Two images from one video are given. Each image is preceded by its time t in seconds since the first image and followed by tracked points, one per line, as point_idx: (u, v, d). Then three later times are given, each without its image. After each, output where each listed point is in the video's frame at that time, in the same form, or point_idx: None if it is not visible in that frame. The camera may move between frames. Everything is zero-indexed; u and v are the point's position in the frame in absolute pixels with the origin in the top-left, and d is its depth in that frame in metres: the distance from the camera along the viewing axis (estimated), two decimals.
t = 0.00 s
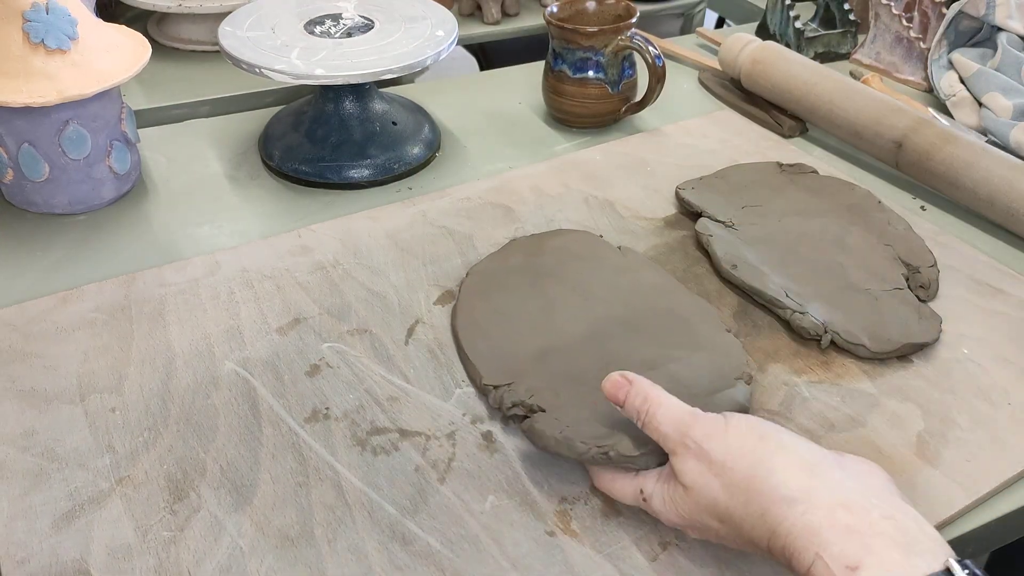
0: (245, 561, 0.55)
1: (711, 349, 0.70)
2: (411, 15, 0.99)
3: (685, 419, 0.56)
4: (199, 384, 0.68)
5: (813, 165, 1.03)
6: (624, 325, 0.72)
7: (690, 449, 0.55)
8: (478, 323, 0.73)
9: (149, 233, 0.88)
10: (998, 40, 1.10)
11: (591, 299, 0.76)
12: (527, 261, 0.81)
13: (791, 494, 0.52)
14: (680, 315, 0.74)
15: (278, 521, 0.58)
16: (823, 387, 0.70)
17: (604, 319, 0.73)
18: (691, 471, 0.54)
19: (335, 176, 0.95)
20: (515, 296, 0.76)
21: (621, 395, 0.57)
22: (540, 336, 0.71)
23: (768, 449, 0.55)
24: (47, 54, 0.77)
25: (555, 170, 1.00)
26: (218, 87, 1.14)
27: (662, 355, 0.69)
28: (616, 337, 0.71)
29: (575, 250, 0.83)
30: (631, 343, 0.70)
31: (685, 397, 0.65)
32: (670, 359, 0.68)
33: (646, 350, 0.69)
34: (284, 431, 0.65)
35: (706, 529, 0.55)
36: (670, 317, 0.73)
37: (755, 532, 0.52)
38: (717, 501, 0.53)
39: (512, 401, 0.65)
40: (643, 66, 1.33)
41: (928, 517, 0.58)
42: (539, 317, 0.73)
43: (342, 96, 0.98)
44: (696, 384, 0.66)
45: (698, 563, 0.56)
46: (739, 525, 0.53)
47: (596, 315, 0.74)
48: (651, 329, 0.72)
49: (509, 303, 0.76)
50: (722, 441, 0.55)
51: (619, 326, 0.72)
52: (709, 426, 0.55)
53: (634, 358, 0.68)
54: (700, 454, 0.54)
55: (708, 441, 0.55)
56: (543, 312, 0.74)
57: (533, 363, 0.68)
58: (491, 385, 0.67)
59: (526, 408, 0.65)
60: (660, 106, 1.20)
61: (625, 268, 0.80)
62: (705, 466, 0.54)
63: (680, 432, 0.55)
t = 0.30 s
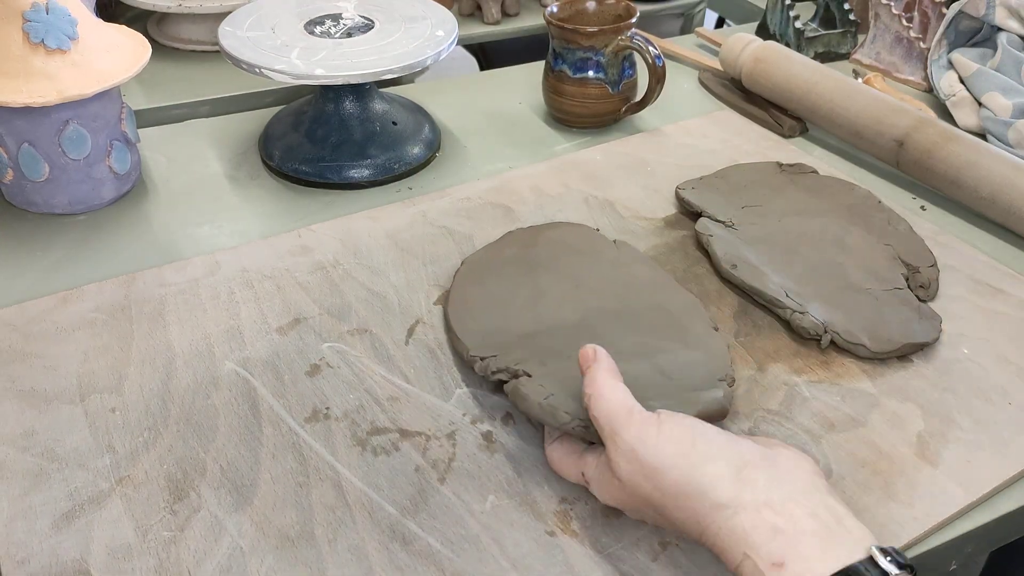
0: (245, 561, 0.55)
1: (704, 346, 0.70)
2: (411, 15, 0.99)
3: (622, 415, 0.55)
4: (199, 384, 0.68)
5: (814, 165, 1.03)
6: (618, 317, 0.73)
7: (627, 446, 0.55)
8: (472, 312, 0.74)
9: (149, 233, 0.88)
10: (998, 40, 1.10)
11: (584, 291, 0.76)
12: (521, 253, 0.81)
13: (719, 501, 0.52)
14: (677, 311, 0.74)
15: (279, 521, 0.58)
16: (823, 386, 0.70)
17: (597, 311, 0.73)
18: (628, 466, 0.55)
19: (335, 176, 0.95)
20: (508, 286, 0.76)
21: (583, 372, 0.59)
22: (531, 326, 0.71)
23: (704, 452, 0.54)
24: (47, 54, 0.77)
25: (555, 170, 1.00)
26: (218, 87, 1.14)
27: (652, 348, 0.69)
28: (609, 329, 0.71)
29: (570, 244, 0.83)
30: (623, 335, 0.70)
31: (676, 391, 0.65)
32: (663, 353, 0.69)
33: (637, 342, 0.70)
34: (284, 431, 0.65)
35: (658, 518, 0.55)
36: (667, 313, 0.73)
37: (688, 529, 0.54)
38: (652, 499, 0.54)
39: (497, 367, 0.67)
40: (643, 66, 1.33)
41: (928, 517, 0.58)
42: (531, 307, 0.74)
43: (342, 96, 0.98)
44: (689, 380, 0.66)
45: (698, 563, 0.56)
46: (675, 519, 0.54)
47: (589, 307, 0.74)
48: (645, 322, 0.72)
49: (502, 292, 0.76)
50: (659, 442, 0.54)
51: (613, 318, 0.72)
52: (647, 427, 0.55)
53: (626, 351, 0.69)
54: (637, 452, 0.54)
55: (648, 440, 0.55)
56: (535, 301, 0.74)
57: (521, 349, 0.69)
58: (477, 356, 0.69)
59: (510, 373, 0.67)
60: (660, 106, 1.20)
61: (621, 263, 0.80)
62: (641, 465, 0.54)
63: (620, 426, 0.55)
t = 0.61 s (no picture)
0: (245, 561, 0.55)
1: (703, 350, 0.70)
2: (411, 15, 0.99)
3: (732, 408, 0.46)
4: (199, 384, 0.68)
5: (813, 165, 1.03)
6: (619, 326, 0.73)
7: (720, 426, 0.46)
8: (473, 322, 0.74)
9: (149, 233, 0.88)
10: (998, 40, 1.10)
11: (584, 300, 0.76)
12: (520, 263, 0.81)
13: (836, 552, 0.40)
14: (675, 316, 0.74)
15: (279, 521, 0.58)
16: (823, 387, 0.70)
17: (599, 320, 0.74)
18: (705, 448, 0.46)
19: (335, 176, 0.95)
20: (510, 298, 0.77)
21: (672, 355, 0.47)
22: (537, 340, 0.72)
23: (825, 489, 0.43)
24: (47, 54, 0.77)
25: (555, 170, 1.00)
26: (218, 87, 1.14)
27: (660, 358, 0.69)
28: (611, 338, 0.72)
29: (568, 250, 0.83)
30: (626, 344, 0.71)
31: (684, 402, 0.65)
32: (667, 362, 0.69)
33: (643, 351, 0.70)
34: (284, 431, 0.65)
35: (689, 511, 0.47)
36: (666, 318, 0.74)
37: None
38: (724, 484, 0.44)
39: (529, 409, 0.65)
40: (643, 66, 1.33)
41: (928, 517, 0.58)
42: (535, 320, 0.74)
43: (342, 96, 0.98)
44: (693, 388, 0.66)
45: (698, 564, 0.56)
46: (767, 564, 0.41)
47: (589, 315, 0.74)
48: (647, 329, 0.73)
49: (505, 305, 0.76)
50: (765, 444, 0.45)
51: (613, 327, 0.73)
52: (756, 421, 0.46)
53: (631, 361, 0.69)
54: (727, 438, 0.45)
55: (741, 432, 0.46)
56: (539, 313, 0.75)
57: (534, 367, 0.69)
58: (503, 393, 0.67)
59: (543, 415, 0.65)
60: (660, 106, 1.20)
61: (618, 267, 0.81)
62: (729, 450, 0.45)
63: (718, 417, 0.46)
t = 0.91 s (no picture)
0: (245, 561, 0.55)
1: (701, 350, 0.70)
2: (410, 15, 0.99)
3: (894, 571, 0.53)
4: (199, 384, 0.68)
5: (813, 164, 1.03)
6: (619, 326, 0.73)
7: None
8: (473, 322, 0.74)
9: (149, 233, 0.88)
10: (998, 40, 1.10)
11: (584, 300, 0.76)
12: (520, 263, 0.81)
13: None
14: (675, 316, 0.74)
15: (278, 521, 0.58)
16: (824, 387, 0.70)
17: (599, 321, 0.74)
18: None
19: (335, 176, 0.95)
20: (510, 299, 0.77)
21: None
22: (539, 341, 0.72)
23: None
24: (47, 54, 0.77)
25: (555, 170, 1.00)
26: (218, 87, 1.14)
27: (661, 360, 0.69)
28: (612, 338, 0.72)
29: (567, 250, 0.83)
30: (626, 344, 0.71)
31: (684, 404, 0.65)
32: (667, 363, 0.69)
33: (644, 352, 0.70)
34: (284, 431, 0.65)
35: None
36: (665, 318, 0.74)
37: None
38: None
39: (530, 419, 0.65)
40: (643, 66, 1.33)
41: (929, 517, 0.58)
42: (535, 320, 0.74)
43: (342, 96, 0.98)
44: (694, 389, 0.66)
45: (698, 564, 0.56)
46: None
47: (590, 314, 0.75)
48: (646, 330, 0.73)
49: (505, 306, 0.76)
50: None
51: (614, 326, 0.73)
52: None
53: (631, 361, 0.69)
54: None
55: None
56: (539, 314, 0.75)
57: (535, 368, 0.69)
58: (503, 396, 0.67)
59: (543, 427, 0.64)
60: (660, 106, 1.20)
61: (617, 266, 0.81)
62: None
63: None
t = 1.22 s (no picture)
0: (245, 561, 0.55)
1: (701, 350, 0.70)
2: (410, 15, 0.99)
3: None
4: (200, 384, 0.68)
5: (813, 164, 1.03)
6: (619, 326, 0.73)
7: None
8: (473, 322, 0.74)
9: (149, 233, 0.88)
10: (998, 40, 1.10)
11: (584, 300, 0.76)
12: (520, 263, 0.81)
13: None
14: (675, 316, 0.74)
15: (279, 521, 0.58)
16: (824, 387, 0.70)
17: (599, 321, 0.74)
18: None
19: (335, 176, 0.95)
20: (510, 299, 0.77)
21: None
22: (538, 341, 0.72)
23: None
24: (47, 54, 0.77)
25: (555, 170, 1.00)
26: (218, 87, 1.14)
27: (661, 360, 0.69)
28: (612, 338, 0.72)
29: (566, 250, 0.83)
30: (627, 344, 0.71)
31: (685, 404, 0.65)
32: (668, 363, 0.69)
33: (644, 352, 0.70)
34: (284, 431, 0.65)
35: None
36: (665, 318, 0.74)
37: None
38: None
39: (530, 419, 0.65)
40: (643, 66, 1.33)
41: (929, 517, 0.58)
42: (535, 320, 0.74)
43: (342, 97, 0.98)
44: (694, 390, 0.67)
45: (699, 564, 0.56)
46: None
47: (589, 315, 0.75)
48: (646, 330, 0.73)
49: (505, 306, 0.76)
50: None
51: (614, 327, 0.73)
52: None
53: (631, 362, 0.69)
54: None
55: None
56: (539, 314, 0.75)
57: (536, 368, 0.69)
58: (503, 396, 0.67)
59: (542, 427, 0.64)
60: (660, 106, 1.20)
61: (616, 266, 0.81)
62: None
63: None
